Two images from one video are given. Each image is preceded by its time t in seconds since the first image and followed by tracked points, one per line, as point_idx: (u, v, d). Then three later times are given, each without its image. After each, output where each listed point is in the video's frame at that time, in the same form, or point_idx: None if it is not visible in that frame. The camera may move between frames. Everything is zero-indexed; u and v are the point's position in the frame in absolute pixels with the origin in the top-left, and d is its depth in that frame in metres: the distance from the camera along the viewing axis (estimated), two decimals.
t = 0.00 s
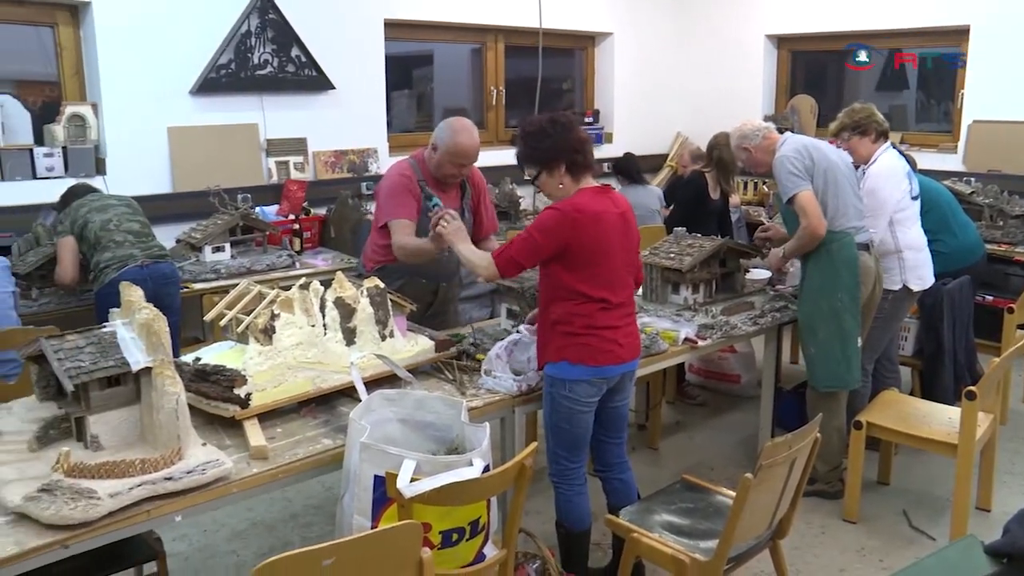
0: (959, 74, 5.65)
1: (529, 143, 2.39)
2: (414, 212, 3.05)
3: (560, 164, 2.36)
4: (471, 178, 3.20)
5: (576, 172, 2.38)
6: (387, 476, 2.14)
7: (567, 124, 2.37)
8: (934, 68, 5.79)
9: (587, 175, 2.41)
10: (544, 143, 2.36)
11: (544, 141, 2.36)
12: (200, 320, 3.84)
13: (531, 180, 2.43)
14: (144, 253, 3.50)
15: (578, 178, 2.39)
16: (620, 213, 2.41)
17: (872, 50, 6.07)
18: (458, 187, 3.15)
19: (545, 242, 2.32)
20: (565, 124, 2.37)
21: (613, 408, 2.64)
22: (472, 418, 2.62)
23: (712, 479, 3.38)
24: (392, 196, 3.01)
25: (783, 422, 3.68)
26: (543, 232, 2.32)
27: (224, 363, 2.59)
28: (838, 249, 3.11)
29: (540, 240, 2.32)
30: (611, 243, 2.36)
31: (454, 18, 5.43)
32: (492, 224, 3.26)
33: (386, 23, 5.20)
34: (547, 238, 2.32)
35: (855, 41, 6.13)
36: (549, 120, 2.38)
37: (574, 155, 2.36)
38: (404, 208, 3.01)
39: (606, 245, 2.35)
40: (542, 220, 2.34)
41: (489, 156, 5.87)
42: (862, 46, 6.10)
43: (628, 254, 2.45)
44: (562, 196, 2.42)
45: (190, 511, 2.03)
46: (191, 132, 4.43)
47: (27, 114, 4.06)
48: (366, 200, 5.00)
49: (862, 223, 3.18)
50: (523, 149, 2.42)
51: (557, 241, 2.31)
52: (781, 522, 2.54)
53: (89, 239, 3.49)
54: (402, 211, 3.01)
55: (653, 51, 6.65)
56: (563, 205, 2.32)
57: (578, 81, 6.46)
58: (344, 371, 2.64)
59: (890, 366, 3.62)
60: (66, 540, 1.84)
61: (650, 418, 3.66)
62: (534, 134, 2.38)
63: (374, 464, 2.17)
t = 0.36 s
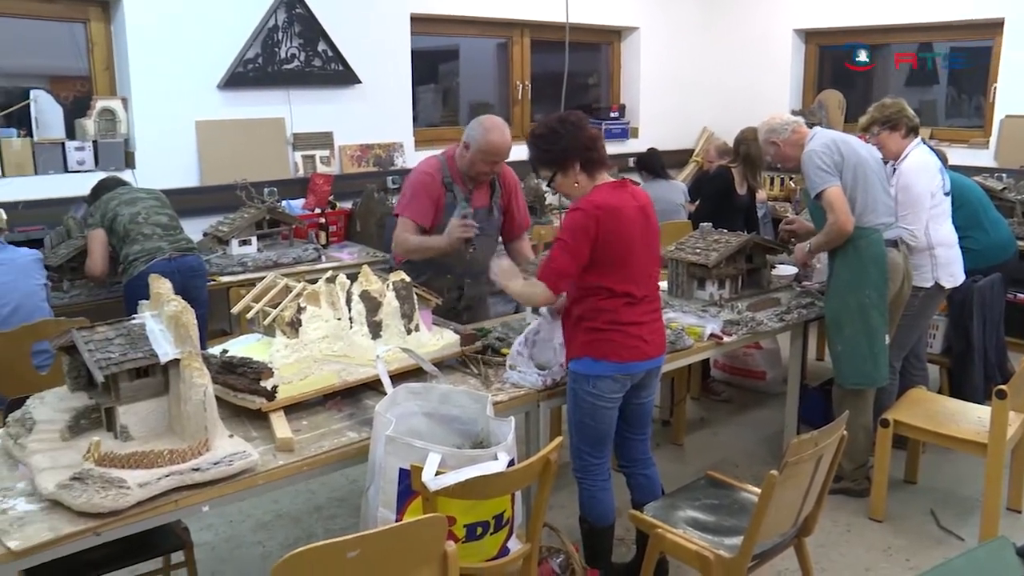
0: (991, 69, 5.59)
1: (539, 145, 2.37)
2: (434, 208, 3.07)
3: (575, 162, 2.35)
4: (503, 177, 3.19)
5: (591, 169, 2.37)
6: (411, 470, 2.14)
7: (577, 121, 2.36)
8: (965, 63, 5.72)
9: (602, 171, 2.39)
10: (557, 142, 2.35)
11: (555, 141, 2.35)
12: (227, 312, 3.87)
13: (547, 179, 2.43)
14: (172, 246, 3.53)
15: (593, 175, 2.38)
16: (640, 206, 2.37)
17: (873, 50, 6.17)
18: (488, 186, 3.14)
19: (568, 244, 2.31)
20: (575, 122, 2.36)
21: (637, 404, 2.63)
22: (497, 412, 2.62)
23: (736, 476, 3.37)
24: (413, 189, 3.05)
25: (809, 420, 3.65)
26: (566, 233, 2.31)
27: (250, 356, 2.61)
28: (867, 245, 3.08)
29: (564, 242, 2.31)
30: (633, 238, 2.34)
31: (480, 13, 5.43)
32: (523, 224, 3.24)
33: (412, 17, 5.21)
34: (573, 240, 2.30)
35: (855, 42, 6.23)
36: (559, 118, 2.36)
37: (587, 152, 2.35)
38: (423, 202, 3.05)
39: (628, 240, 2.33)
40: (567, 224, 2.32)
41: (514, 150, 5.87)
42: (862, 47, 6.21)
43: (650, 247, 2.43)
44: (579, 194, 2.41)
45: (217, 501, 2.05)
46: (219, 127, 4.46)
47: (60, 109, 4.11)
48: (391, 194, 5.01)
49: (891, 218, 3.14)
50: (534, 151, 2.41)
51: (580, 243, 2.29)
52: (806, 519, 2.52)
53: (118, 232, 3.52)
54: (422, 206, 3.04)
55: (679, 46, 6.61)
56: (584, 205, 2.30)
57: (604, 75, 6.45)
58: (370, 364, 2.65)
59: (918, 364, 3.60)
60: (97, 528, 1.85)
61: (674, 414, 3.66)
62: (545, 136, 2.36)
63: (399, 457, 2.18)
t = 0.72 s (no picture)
0: None
1: (543, 156, 2.38)
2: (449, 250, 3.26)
3: (581, 168, 2.36)
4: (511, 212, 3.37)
5: (598, 172, 2.37)
6: (436, 464, 2.14)
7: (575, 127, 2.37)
8: (997, 58, 5.66)
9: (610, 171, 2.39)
10: (560, 150, 2.35)
11: (558, 150, 2.36)
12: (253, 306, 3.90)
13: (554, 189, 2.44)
14: (199, 240, 3.55)
15: (601, 179, 2.39)
16: (654, 201, 2.37)
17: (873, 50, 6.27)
18: (498, 225, 3.33)
19: (594, 249, 2.31)
20: (574, 127, 2.38)
21: (663, 403, 2.62)
22: (522, 408, 2.62)
23: (760, 474, 3.35)
24: (428, 234, 3.25)
25: (835, 418, 3.63)
26: (594, 238, 2.32)
27: (277, 349, 2.63)
28: (893, 243, 3.05)
29: (592, 247, 2.31)
30: (657, 236, 2.34)
31: (507, 9, 5.43)
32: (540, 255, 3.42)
33: (438, 12, 5.22)
34: (604, 246, 2.29)
35: (855, 42, 6.33)
36: (556, 127, 2.37)
37: (592, 156, 2.36)
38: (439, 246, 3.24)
39: (651, 239, 2.33)
40: (595, 233, 2.31)
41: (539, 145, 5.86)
42: (862, 48, 6.31)
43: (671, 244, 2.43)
44: (589, 199, 2.41)
45: (244, 493, 2.06)
46: (247, 122, 4.50)
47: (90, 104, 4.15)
48: (416, 189, 5.02)
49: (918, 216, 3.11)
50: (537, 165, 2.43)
51: (608, 247, 2.29)
52: (832, 518, 2.50)
53: (147, 226, 3.56)
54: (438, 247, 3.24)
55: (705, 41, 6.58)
56: (605, 209, 2.30)
57: (630, 71, 6.44)
58: (395, 359, 2.65)
59: (947, 363, 3.57)
60: (127, 518, 1.87)
61: (698, 411, 3.64)
62: (547, 148, 2.38)
63: (424, 452, 2.18)
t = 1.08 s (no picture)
0: None
1: (549, 165, 2.40)
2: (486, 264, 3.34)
3: (587, 174, 2.37)
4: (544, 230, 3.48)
5: (605, 178, 2.38)
6: (459, 460, 2.14)
7: (578, 132, 2.39)
8: None
9: (618, 173, 2.39)
10: (564, 157, 2.37)
11: (564, 157, 2.38)
12: (278, 301, 3.93)
13: (564, 196, 2.46)
14: (225, 235, 3.58)
15: (608, 184, 2.39)
16: (664, 196, 2.36)
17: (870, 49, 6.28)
18: (533, 240, 3.43)
19: (605, 248, 2.31)
20: (578, 133, 2.39)
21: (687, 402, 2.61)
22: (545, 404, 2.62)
23: (783, 472, 3.34)
24: (468, 248, 3.35)
25: (859, 417, 3.60)
26: (605, 237, 2.31)
27: (301, 343, 2.64)
28: (912, 244, 3.03)
29: (603, 246, 2.32)
30: (670, 230, 2.34)
31: (532, 4, 5.42)
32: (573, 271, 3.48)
33: (463, 8, 5.23)
34: (615, 244, 2.29)
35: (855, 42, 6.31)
36: (560, 134, 2.39)
37: (598, 161, 2.37)
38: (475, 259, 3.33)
39: (664, 234, 2.32)
40: (606, 231, 2.31)
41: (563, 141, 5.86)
42: (860, 47, 6.29)
43: (687, 238, 2.41)
44: (597, 204, 2.42)
45: (268, 487, 2.08)
46: (272, 118, 4.52)
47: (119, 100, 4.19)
48: (440, 185, 5.03)
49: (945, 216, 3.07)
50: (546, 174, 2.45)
51: (619, 245, 2.29)
52: (856, 518, 2.48)
53: (172, 220, 3.58)
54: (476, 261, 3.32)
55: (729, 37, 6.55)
56: (614, 207, 2.30)
57: (654, 67, 6.43)
58: (418, 354, 2.66)
59: (974, 363, 3.53)
60: (153, 509, 1.89)
61: (721, 408, 3.63)
62: (552, 156, 2.40)
63: (446, 447, 2.18)
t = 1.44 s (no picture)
0: None
1: (561, 173, 2.39)
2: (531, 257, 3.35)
3: (599, 181, 2.36)
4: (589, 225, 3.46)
5: (617, 184, 2.37)
6: (482, 456, 2.15)
7: (589, 138, 2.37)
8: None
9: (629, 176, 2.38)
10: (576, 165, 2.36)
11: (575, 164, 2.36)
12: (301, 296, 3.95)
13: (576, 204, 2.45)
14: (251, 231, 3.61)
15: (620, 189, 2.39)
16: (676, 193, 2.35)
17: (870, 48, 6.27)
18: (580, 236, 3.42)
19: (616, 248, 2.31)
20: (589, 138, 2.38)
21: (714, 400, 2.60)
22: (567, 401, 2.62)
23: (806, 471, 3.32)
24: (514, 238, 3.36)
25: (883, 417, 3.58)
26: (615, 237, 2.31)
27: (324, 338, 2.66)
28: (944, 244, 3.00)
29: (613, 246, 2.31)
30: (683, 225, 2.33)
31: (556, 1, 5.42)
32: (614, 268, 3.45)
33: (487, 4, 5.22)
34: (626, 244, 2.29)
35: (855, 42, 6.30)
36: (570, 141, 2.38)
37: (609, 168, 2.36)
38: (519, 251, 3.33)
39: (677, 230, 2.31)
40: (616, 231, 2.31)
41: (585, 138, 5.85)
42: (861, 47, 6.27)
43: (703, 233, 2.40)
44: (609, 210, 2.42)
45: (291, 481, 2.09)
46: (296, 114, 4.54)
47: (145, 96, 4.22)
48: (463, 181, 5.04)
49: (981, 215, 3.01)
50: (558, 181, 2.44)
51: (631, 244, 2.29)
52: (881, 518, 2.46)
53: (198, 215, 3.61)
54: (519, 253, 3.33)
55: (752, 33, 6.51)
56: (625, 208, 2.30)
57: (678, 64, 6.41)
58: (441, 350, 2.66)
59: (1000, 363, 3.50)
60: (179, 502, 1.91)
61: (744, 406, 3.62)
62: (563, 162, 2.39)
63: (469, 443, 2.19)
